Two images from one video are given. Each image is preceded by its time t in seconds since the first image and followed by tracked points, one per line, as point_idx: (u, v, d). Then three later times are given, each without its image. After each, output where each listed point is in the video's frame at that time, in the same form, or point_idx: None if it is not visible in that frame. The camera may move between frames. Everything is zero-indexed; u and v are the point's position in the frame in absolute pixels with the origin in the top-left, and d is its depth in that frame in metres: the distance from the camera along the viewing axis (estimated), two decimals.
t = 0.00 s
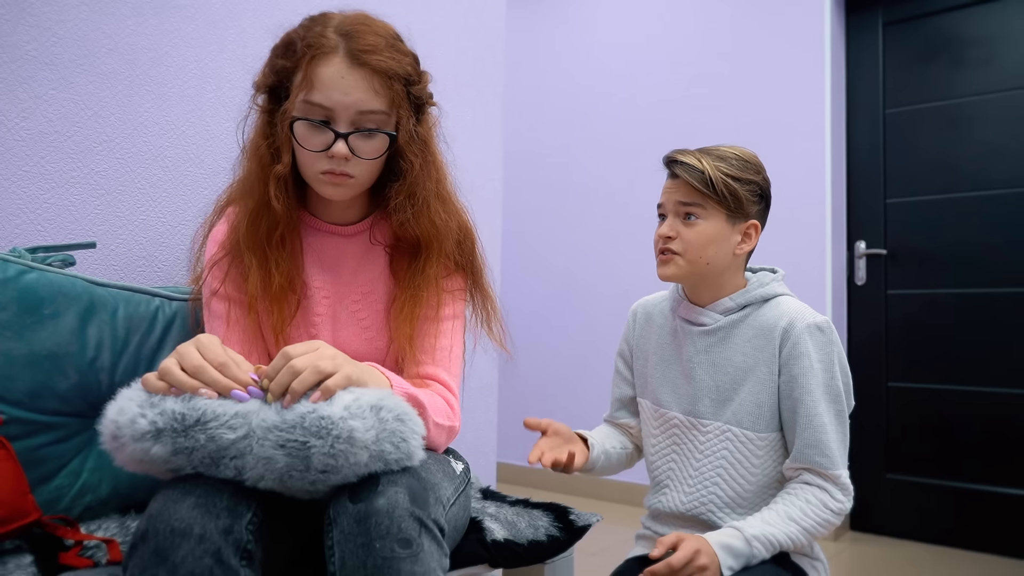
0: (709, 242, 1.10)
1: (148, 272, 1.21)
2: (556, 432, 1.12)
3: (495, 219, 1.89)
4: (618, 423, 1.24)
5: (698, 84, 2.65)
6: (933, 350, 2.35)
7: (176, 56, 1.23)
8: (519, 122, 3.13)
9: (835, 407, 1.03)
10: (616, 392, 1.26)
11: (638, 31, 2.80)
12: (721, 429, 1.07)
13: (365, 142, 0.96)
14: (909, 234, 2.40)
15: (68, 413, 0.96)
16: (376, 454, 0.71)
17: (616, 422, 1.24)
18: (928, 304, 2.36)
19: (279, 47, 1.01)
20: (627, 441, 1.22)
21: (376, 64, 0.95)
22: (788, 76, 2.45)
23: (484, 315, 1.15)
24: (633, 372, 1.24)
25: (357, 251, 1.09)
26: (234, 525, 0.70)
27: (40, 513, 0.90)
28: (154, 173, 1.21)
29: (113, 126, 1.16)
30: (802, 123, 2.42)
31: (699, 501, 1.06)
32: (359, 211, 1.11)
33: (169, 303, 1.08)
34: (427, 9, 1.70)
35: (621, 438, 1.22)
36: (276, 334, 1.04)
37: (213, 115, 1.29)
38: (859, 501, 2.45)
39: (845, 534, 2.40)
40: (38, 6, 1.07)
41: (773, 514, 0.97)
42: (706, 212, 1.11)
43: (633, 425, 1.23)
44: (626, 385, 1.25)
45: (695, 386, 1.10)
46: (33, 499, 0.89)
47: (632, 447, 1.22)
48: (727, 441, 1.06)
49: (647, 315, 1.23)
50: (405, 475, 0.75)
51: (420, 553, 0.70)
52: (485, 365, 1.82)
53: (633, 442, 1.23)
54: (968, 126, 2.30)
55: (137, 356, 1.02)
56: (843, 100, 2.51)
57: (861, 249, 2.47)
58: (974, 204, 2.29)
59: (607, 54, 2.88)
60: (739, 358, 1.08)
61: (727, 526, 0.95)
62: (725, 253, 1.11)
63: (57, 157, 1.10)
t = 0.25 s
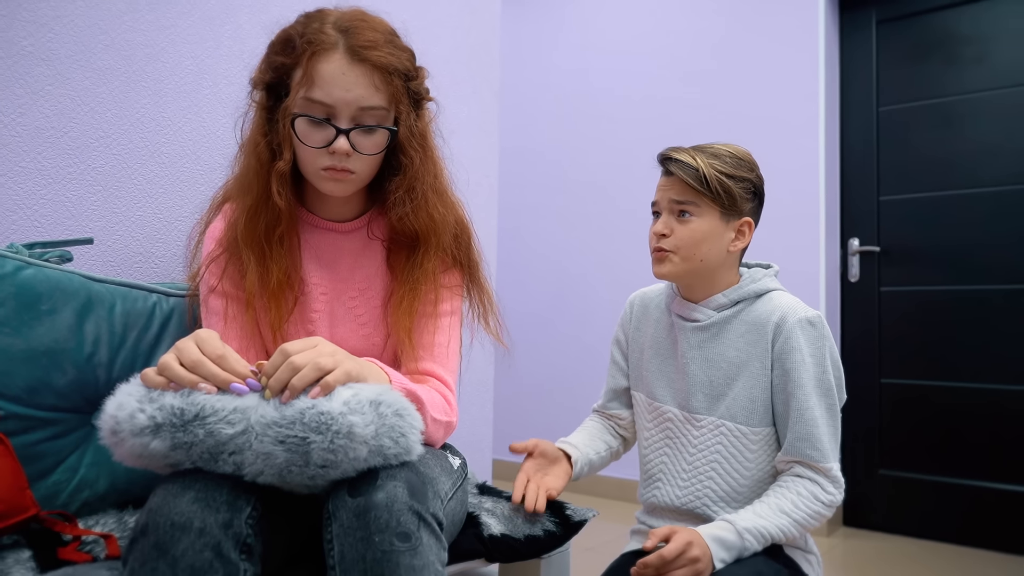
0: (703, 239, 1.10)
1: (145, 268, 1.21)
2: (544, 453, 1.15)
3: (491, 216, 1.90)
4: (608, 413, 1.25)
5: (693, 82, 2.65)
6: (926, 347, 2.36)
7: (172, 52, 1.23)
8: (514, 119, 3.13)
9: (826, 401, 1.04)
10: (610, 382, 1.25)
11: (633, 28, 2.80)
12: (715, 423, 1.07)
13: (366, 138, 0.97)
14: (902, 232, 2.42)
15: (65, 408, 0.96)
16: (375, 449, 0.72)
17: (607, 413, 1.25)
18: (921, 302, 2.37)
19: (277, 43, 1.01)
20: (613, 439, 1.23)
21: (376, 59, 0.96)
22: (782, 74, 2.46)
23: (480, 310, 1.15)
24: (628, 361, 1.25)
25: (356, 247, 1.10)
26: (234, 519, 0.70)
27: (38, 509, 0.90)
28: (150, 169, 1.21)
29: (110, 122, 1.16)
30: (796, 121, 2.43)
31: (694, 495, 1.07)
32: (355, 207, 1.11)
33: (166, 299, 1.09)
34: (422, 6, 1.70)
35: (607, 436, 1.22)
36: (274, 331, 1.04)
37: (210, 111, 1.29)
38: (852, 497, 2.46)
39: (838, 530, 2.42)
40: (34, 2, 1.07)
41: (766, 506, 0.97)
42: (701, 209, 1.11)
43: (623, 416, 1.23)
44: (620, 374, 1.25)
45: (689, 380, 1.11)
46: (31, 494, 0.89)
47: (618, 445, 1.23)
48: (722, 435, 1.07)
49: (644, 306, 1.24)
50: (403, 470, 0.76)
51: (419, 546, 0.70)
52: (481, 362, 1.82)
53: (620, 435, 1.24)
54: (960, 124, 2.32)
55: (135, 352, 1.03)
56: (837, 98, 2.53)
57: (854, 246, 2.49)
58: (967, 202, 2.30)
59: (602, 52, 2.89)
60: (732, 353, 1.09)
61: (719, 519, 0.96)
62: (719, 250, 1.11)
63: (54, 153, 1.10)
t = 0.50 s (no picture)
0: (700, 234, 1.11)
1: (143, 265, 1.21)
2: (538, 418, 1.14)
3: (488, 214, 1.90)
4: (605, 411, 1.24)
5: (689, 80, 2.66)
6: (920, 345, 2.38)
7: (171, 49, 1.23)
8: (511, 117, 3.13)
9: (821, 397, 1.04)
10: (605, 381, 1.26)
11: (629, 27, 2.81)
12: (711, 420, 1.08)
13: (369, 136, 0.97)
14: (897, 231, 2.43)
15: (63, 405, 0.96)
16: (376, 446, 0.72)
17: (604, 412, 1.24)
18: (916, 300, 2.38)
19: (277, 41, 1.01)
20: (612, 432, 1.23)
21: (379, 58, 0.96)
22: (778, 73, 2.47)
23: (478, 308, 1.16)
24: (624, 361, 1.25)
25: (354, 245, 1.10)
26: (235, 516, 0.70)
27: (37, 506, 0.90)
28: (149, 166, 1.21)
29: (108, 119, 1.16)
30: (792, 120, 2.44)
31: (690, 491, 1.07)
32: (354, 205, 1.12)
33: (164, 297, 1.08)
34: (420, 4, 1.70)
35: (607, 428, 1.22)
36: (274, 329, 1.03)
37: (208, 109, 1.29)
38: (846, 495, 2.48)
39: (832, 527, 2.43)
40: None
41: (762, 503, 0.98)
42: (696, 205, 1.12)
43: (619, 413, 1.24)
44: (616, 374, 1.25)
45: (684, 376, 1.11)
46: (30, 492, 0.89)
47: (616, 438, 1.22)
48: (717, 431, 1.07)
49: (639, 305, 1.24)
50: (404, 467, 0.76)
51: (420, 543, 0.71)
52: (478, 359, 1.83)
53: (619, 433, 1.24)
54: (955, 123, 2.33)
55: (134, 349, 1.02)
56: (832, 97, 2.53)
57: (849, 245, 2.50)
58: (961, 201, 2.31)
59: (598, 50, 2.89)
60: (728, 350, 1.10)
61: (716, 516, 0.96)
62: (716, 246, 1.12)
63: (53, 150, 1.10)
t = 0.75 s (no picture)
0: (699, 239, 1.11)
1: (143, 267, 1.21)
2: (545, 420, 1.14)
3: (487, 215, 1.90)
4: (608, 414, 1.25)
5: (687, 82, 2.67)
6: (918, 346, 2.38)
7: (171, 51, 1.23)
8: (510, 119, 3.14)
9: (821, 398, 1.05)
10: (606, 384, 1.26)
11: (628, 28, 2.81)
12: (711, 420, 1.08)
13: (373, 139, 0.97)
14: (894, 232, 2.44)
15: (64, 408, 0.96)
16: (379, 448, 0.72)
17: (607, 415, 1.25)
18: (913, 301, 2.39)
19: (280, 43, 1.01)
20: (617, 434, 1.23)
21: (383, 61, 0.97)
22: (776, 74, 2.47)
23: (478, 309, 1.16)
24: (624, 363, 1.25)
25: (355, 247, 1.10)
26: (237, 518, 0.71)
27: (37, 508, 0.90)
28: (149, 168, 1.21)
29: (109, 121, 1.16)
30: (790, 122, 2.44)
31: (691, 492, 1.08)
32: (355, 207, 1.12)
33: (165, 298, 1.08)
34: (420, 6, 1.71)
35: (611, 429, 1.23)
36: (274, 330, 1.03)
37: (208, 111, 1.29)
38: (844, 496, 2.48)
39: (830, 528, 2.44)
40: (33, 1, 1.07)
41: (763, 504, 0.98)
42: (694, 211, 1.11)
43: (623, 417, 1.24)
44: (616, 376, 1.26)
45: (684, 378, 1.12)
46: (31, 494, 0.89)
47: (621, 440, 1.23)
48: (718, 432, 1.07)
49: (639, 307, 1.25)
50: (406, 468, 0.77)
51: (423, 544, 0.71)
52: (477, 361, 1.83)
53: (623, 436, 1.24)
54: (951, 125, 2.34)
55: (134, 351, 1.02)
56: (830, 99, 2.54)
57: (847, 246, 2.51)
58: (957, 202, 2.32)
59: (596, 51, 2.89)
60: (729, 351, 1.10)
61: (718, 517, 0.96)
62: (715, 248, 1.12)
63: (53, 152, 1.10)
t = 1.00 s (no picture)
0: (704, 242, 1.11)
1: (144, 270, 1.21)
2: (549, 426, 1.14)
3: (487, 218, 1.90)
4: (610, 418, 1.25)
5: (687, 85, 2.67)
6: (917, 349, 2.39)
7: (172, 54, 1.23)
8: (509, 122, 3.14)
9: (824, 400, 1.05)
10: (607, 389, 1.26)
11: (627, 31, 2.82)
12: (714, 423, 1.08)
13: (376, 142, 0.98)
14: (893, 234, 2.44)
15: (66, 410, 0.96)
16: (381, 451, 0.72)
17: (610, 420, 1.25)
18: (912, 304, 2.39)
19: (283, 46, 1.01)
20: (619, 437, 1.23)
21: (387, 65, 0.97)
22: (775, 77, 2.48)
23: (479, 311, 1.16)
24: (625, 367, 1.25)
25: (356, 250, 1.10)
26: (240, 521, 0.71)
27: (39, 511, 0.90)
28: (150, 171, 1.21)
29: (110, 124, 1.16)
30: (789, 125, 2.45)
31: (694, 494, 1.08)
32: (357, 210, 1.12)
33: (166, 301, 1.09)
34: (420, 9, 1.71)
35: (613, 434, 1.23)
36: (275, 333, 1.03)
37: (209, 114, 1.29)
38: (844, 498, 2.49)
39: (829, 531, 2.44)
40: (35, 4, 1.07)
41: (766, 505, 0.98)
42: (698, 215, 1.11)
43: (625, 421, 1.23)
44: (617, 380, 1.26)
45: (687, 380, 1.12)
46: (33, 497, 0.89)
47: (624, 444, 1.23)
48: (721, 434, 1.08)
49: (640, 311, 1.25)
50: (408, 471, 0.77)
51: (425, 548, 0.71)
52: (477, 363, 1.83)
53: (626, 440, 1.24)
54: (950, 127, 2.34)
55: (136, 354, 1.03)
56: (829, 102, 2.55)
57: (846, 249, 2.51)
58: (956, 205, 2.33)
59: (596, 54, 2.90)
60: (731, 353, 1.10)
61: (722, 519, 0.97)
62: (720, 251, 1.12)
63: (55, 155, 1.10)
